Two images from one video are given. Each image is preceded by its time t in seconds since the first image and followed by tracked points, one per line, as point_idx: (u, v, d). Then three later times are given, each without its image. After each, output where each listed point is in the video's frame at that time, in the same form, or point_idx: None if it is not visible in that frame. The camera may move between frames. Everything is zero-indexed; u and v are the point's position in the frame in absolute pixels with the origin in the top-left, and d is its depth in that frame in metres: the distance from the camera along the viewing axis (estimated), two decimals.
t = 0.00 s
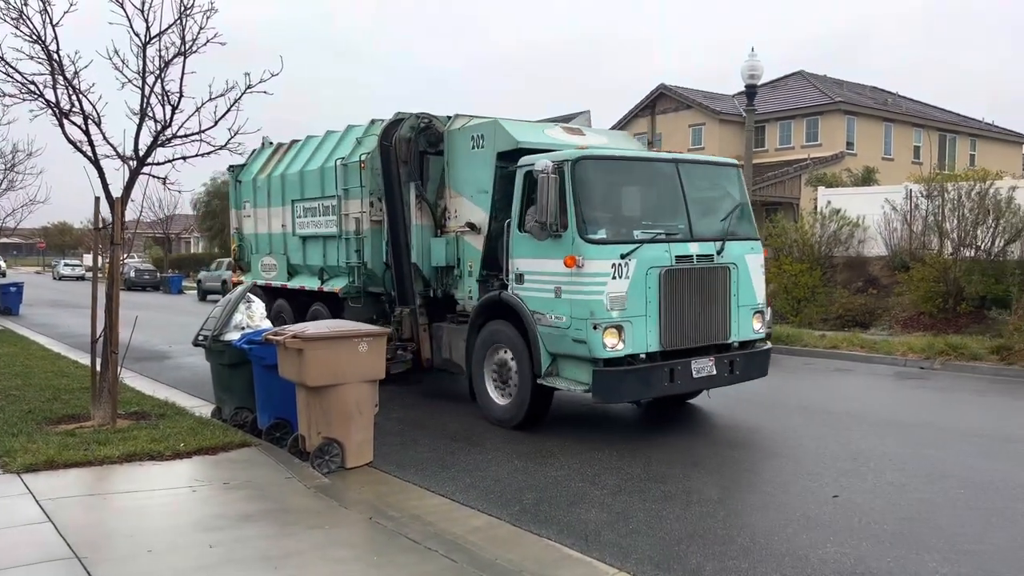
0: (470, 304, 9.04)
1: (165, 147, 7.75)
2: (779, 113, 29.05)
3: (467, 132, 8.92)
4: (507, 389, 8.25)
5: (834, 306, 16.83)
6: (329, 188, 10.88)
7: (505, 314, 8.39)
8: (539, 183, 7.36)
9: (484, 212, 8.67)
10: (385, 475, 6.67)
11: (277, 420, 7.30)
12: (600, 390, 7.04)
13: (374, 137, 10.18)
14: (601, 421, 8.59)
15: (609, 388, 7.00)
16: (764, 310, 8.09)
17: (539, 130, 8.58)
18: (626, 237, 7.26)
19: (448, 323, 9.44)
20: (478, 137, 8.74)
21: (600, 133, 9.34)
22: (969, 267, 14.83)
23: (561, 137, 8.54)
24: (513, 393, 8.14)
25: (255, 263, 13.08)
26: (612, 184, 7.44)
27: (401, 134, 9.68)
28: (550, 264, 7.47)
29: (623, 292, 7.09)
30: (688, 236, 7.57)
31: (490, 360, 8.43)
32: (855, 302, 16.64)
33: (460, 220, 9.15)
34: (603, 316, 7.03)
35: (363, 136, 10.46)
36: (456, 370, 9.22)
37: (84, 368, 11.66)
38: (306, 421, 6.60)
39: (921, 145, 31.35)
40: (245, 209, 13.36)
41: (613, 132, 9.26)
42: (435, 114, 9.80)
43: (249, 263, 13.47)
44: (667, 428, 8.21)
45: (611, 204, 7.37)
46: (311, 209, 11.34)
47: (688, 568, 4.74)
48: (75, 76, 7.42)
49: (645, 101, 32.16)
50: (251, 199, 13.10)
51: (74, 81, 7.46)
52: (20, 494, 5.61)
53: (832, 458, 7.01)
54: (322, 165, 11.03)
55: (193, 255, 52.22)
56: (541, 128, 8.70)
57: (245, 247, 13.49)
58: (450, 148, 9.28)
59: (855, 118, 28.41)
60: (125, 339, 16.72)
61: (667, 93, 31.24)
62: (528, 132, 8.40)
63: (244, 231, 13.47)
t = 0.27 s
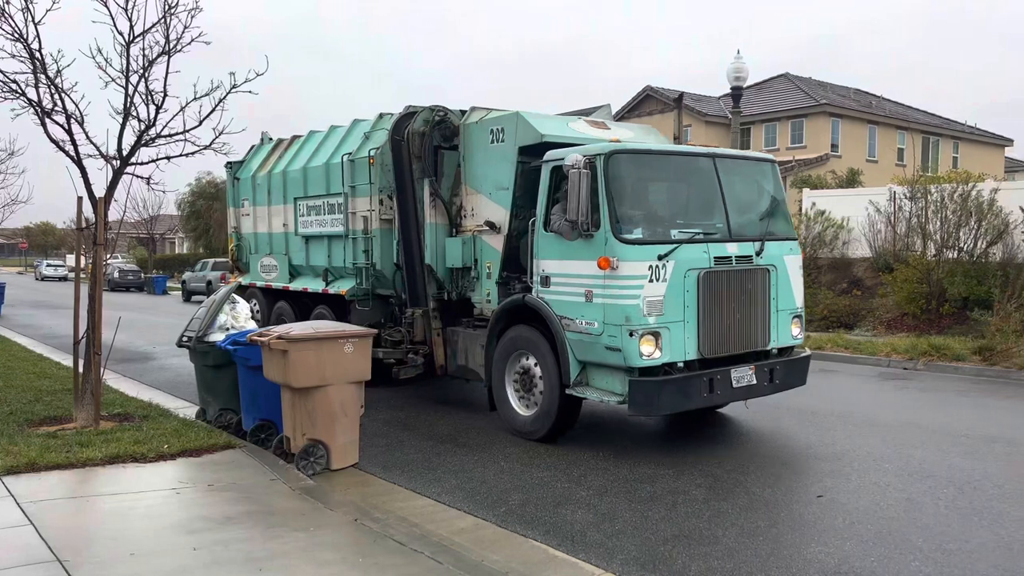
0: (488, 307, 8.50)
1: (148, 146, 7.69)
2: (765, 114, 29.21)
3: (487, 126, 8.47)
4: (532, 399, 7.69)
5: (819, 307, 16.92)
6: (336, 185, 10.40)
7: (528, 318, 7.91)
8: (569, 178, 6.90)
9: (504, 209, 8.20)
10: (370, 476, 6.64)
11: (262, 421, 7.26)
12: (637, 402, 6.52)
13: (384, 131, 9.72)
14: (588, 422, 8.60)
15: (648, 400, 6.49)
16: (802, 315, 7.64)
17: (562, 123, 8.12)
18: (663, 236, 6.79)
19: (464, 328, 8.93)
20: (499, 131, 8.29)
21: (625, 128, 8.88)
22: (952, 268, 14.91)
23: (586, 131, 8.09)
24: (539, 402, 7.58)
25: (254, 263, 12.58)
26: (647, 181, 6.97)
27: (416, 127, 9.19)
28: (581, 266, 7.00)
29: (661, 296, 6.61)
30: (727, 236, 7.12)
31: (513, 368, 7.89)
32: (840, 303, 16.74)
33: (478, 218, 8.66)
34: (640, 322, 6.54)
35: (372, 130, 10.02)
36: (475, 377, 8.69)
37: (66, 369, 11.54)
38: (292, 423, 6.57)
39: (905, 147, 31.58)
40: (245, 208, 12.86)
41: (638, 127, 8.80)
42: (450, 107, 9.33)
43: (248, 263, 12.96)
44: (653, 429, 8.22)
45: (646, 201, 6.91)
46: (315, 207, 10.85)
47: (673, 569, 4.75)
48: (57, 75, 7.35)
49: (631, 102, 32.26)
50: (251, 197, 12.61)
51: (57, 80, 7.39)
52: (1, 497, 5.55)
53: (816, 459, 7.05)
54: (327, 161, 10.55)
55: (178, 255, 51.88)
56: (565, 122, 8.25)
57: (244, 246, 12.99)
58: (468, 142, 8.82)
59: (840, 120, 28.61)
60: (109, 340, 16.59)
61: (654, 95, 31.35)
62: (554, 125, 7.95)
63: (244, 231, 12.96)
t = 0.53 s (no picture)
0: (505, 311, 8.05)
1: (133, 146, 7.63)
2: (752, 116, 29.37)
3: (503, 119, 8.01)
4: (556, 407, 7.23)
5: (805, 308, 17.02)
6: (341, 183, 9.93)
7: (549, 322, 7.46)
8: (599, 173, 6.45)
9: (522, 207, 7.74)
10: (356, 478, 6.62)
11: (248, 423, 7.22)
12: (673, 412, 6.11)
13: (392, 126, 9.28)
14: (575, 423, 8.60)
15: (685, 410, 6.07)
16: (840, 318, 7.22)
17: (585, 115, 7.66)
18: (699, 235, 6.35)
19: (479, 332, 8.50)
20: (517, 124, 7.84)
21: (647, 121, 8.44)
22: (936, 270, 15.03)
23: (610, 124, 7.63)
24: (563, 411, 7.13)
25: (253, 264, 12.06)
26: (682, 176, 6.53)
27: (427, 120, 8.74)
28: (609, 268, 6.55)
29: (698, 299, 6.17)
30: (764, 235, 6.69)
31: (534, 374, 7.44)
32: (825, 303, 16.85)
33: (493, 216, 8.21)
34: (676, 327, 6.11)
35: (379, 126, 9.60)
36: (490, 384, 8.24)
37: (49, 370, 11.45)
38: (277, 424, 6.53)
39: (890, 150, 31.83)
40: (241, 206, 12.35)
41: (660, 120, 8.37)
42: (462, 101, 8.90)
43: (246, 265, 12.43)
44: (640, 430, 8.24)
45: (680, 198, 6.46)
46: (318, 206, 10.39)
47: (659, 570, 4.76)
48: (41, 74, 7.28)
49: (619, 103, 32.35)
50: (248, 195, 12.12)
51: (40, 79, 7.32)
52: None
53: (802, 459, 7.08)
54: (331, 158, 10.13)
55: (163, 255, 51.57)
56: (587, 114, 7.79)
57: (243, 247, 12.45)
58: (482, 137, 8.36)
59: (826, 122, 28.81)
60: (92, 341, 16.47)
61: (641, 96, 31.45)
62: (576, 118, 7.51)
63: (240, 230, 12.47)
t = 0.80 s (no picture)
0: (522, 314, 7.68)
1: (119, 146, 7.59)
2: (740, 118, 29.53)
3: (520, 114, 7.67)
4: (579, 416, 6.85)
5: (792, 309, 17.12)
6: (345, 181, 9.50)
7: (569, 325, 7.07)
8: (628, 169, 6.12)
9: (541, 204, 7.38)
10: (344, 479, 6.60)
11: (235, 424, 7.19)
12: (709, 423, 5.76)
13: (402, 121, 8.84)
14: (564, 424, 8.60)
15: (722, 419, 5.74)
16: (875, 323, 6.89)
17: (605, 110, 7.34)
18: (734, 235, 6.02)
19: (492, 336, 8.02)
20: (535, 118, 7.49)
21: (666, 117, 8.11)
22: (922, 271, 15.14)
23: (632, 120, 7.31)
24: (587, 421, 6.75)
25: (251, 265, 11.66)
26: (714, 174, 6.20)
27: (439, 114, 8.31)
28: (637, 269, 6.20)
29: (734, 302, 5.85)
30: (800, 235, 6.36)
31: (555, 381, 7.06)
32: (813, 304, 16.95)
33: (509, 216, 7.83)
34: (711, 332, 5.77)
35: (386, 121, 9.17)
36: (505, 391, 7.79)
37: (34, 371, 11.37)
38: (264, 426, 6.50)
39: (876, 152, 32.06)
40: (239, 204, 11.90)
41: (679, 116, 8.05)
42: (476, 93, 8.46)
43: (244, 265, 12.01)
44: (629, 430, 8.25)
45: (712, 195, 6.14)
46: (321, 205, 9.94)
47: (647, 570, 4.77)
48: (26, 73, 7.23)
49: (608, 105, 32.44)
50: (247, 193, 11.66)
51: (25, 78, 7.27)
52: None
53: (790, 459, 7.12)
54: (335, 154, 9.67)
55: (150, 256, 51.30)
56: (607, 108, 7.46)
57: (240, 247, 12.03)
58: (498, 132, 7.98)
59: (813, 124, 29.00)
60: (78, 342, 16.38)
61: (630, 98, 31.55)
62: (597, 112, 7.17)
63: (238, 230, 12.02)
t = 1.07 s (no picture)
0: (537, 317, 7.45)
1: (108, 146, 7.54)
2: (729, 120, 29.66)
3: (538, 110, 7.43)
4: (600, 424, 6.56)
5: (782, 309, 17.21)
6: (350, 180, 9.36)
7: (590, 328, 6.75)
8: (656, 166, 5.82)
9: (558, 205, 7.15)
10: (334, 481, 6.58)
11: (224, 426, 7.16)
12: (744, 432, 5.51)
13: (410, 117, 8.69)
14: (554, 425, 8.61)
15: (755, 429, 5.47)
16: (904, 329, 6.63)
17: (625, 104, 7.08)
18: (768, 235, 5.74)
19: (506, 341, 7.79)
20: (553, 114, 7.24)
21: (686, 110, 7.82)
22: (910, 272, 15.25)
23: (652, 115, 7.05)
24: (609, 431, 6.46)
25: (251, 266, 11.58)
26: (744, 172, 5.92)
27: (451, 109, 8.08)
28: (665, 270, 5.93)
29: (769, 305, 5.58)
30: (833, 236, 6.08)
31: (574, 387, 6.75)
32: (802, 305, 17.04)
33: (524, 216, 7.60)
34: (745, 337, 5.51)
35: (393, 118, 9.03)
36: (520, 397, 7.54)
37: (21, 372, 11.30)
38: (253, 428, 6.46)
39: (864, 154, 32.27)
40: (240, 204, 11.82)
41: (699, 110, 7.78)
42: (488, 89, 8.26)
43: (244, 266, 11.92)
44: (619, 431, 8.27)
45: (743, 194, 5.86)
46: (326, 204, 9.82)
47: (637, 571, 4.78)
48: (13, 73, 7.17)
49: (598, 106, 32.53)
50: (247, 192, 11.57)
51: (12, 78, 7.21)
52: None
53: (779, 459, 7.15)
54: (339, 153, 9.56)
55: (138, 256, 51.06)
56: (629, 102, 7.19)
57: (240, 247, 11.94)
58: (513, 129, 7.75)
59: (801, 126, 29.18)
60: (66, 343, 16.29)
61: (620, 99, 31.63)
62: (620, 108, 6.92)
63: (238, 230, 11.93)
